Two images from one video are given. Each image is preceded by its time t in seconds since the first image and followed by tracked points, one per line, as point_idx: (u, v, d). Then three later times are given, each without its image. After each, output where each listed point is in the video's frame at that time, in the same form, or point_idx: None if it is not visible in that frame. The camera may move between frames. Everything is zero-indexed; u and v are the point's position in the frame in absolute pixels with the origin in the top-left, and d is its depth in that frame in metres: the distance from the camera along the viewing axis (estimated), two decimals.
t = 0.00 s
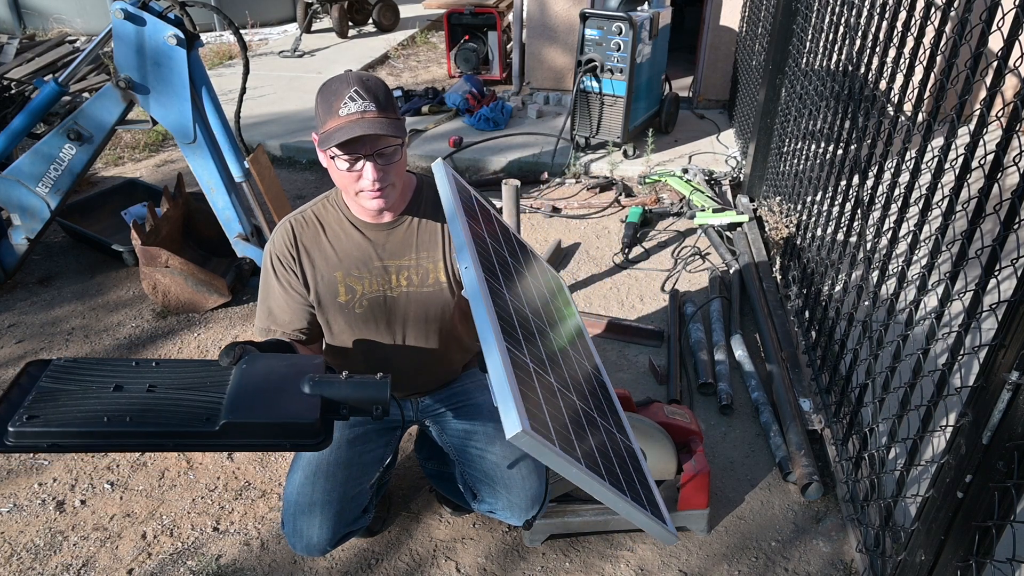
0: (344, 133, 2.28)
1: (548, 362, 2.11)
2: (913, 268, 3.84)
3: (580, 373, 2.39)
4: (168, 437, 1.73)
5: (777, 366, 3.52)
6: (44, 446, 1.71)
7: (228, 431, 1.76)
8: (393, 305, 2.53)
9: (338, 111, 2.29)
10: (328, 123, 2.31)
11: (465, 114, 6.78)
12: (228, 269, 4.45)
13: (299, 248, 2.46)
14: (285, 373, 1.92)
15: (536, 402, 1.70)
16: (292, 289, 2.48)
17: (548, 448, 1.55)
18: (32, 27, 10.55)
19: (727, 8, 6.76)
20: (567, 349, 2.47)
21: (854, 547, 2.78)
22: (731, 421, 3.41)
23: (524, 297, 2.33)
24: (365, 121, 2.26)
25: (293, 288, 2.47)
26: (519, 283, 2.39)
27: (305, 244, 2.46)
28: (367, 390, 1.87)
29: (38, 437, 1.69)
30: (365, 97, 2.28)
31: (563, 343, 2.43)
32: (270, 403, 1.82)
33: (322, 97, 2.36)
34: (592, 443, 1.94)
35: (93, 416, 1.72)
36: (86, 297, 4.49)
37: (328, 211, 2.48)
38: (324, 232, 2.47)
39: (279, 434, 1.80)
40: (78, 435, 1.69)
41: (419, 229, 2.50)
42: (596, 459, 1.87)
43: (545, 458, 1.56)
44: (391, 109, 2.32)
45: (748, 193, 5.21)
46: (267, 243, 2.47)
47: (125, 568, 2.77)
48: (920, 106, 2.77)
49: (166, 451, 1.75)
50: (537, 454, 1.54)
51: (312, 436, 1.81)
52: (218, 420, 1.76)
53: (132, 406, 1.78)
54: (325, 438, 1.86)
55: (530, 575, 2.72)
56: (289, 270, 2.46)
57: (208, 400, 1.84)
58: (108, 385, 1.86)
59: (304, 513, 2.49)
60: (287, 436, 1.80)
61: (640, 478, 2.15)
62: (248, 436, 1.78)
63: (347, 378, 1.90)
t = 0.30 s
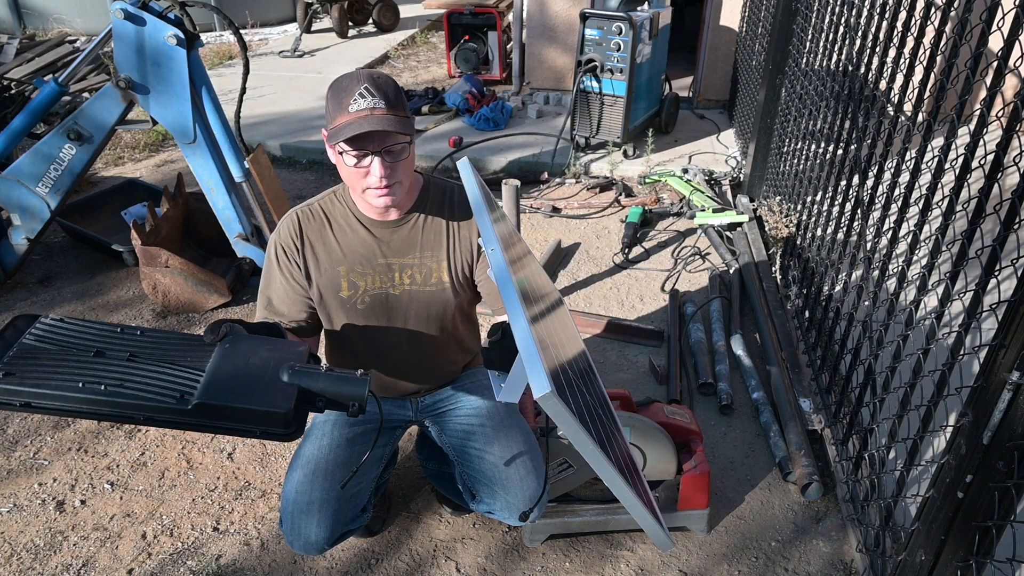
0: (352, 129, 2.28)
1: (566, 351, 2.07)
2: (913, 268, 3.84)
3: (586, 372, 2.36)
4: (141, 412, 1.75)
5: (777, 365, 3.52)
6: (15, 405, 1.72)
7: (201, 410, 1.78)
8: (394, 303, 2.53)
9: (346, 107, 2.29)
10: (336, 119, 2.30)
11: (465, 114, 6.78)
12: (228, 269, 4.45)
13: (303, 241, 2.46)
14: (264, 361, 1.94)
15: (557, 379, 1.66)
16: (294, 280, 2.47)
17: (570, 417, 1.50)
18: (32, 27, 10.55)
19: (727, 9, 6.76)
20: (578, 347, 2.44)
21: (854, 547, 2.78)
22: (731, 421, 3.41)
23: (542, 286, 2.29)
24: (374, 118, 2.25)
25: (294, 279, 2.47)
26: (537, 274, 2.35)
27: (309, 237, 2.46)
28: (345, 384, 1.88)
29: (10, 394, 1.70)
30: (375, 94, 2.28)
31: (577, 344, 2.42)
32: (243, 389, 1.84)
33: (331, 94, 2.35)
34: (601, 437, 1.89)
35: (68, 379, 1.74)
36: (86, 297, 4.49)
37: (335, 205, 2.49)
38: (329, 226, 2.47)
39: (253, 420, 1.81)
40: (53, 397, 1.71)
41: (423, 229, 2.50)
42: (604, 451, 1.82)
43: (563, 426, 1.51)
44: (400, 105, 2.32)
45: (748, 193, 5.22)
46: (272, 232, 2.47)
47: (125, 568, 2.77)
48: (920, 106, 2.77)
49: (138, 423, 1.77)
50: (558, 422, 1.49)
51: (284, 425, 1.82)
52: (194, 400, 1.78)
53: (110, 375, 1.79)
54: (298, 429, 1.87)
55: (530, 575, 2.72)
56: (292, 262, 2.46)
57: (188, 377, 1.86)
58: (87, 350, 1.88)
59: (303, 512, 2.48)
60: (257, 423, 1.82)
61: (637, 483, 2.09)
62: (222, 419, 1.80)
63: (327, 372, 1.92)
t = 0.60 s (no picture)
0: (352, 117, 2.27)
1: (558, 354, 2.08)
2: (913, 268, 3.84)
3: (580, 375, 2.37)
4: (136, 388, 1.72)
5: (777, 366, 3.52)
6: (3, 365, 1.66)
7: (196, 393, 1.76)
8: (396, 302, 2.53)
9: (346, 96, 2.29)
10: (337, 110, 2.31)
11: (465, 114, 6.78)
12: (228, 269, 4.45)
13: (308, 236, 2.46)
14: (262, 353, 1.94)
15: (552, 378, 1.67)
16: (298, 273, 2.48)
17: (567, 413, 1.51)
18: (32, 27, 10.55)
19: (727, 9, 6.76)
20: (571, 351, 2.46)
21: (854, 547, 2.78)
22: (731, 421, 3.41)
23: (534, 292, 2.30)
24: (373, 105, 2.25)
25: (298, 272, 2.47)
26: (529, 279, 2.36)
27: (313, 232, 2.47)
28: (341, 385, 1.88)
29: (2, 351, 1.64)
30: (374, 82, 2.28)
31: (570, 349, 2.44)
32: (241, 377, 1.83)
33: (332, 88, 2.36)
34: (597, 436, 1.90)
35: (64, 346, 1.71)
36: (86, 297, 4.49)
37: (341, 202, 2.49)
38: (335, 222, 2.48)
39: (246, 411, 1.80)
40: (47, 360, 1.66)
41: (425, 228, 2.50)
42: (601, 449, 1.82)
43: (561, 423, 1.52)
44: (400, 91, 2.32)
45: (748, 193, 5.22)
46: (278, 225, 2.47)
47: (125, 568, 2.77)
48: (920, 106, 2.77)
49: (129, 399, 1.73)
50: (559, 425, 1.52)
51: (274, 420, 1.82)
52: (190, 381, 1.76)
53: (108, 349, 1.76)
54: (288, 425, 1.86)
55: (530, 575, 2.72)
56: (296, 257, 2.46)
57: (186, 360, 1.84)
58: (85, 322, 1.86)
59: (299, 506, 2.48)
60: (250, 414, 1.81)
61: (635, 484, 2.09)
62: (214, 405, 1.79)
63: (324, 371, 1.92)
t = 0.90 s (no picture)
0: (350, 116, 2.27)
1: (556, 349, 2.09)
2: (913, 267, 3.85)
3: (580, 374, 2.36)
4: (132, 370, 1.72)
5: (777, 366, 3.52)
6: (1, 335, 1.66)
7: (192, 379, 1.76)
8: (397, 301, 2.53)
9: (345, 94, 2.29)
10: (336, 108, 2.31)
11: (465, 114, 6.78)
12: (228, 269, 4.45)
13: (309, 235, 2.46)
14: (259, 348, 1.93)
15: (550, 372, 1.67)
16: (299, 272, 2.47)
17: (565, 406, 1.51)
18: (32, 27, 10.55)
19: (727, 9, 6.76)
20: (569, 348, 2.47)
21: (854, 547, 2.78)
22: (731, 421, 3.41)
23: (531, 291, 2.30)
24: (371, 103, 2.25)
25: (299, 270, 2.46)
26: (528, 279, 2.37)
27: (315, 231, 2.47)
28: (337, 384, 1.86)
29: None
30: (372, 81, 2.28)
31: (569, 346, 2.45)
32: (237, 369, 1.83)
33: (331, 87, 2.37)
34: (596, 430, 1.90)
35: (62, 322, 1.71)
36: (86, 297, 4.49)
37: (342, 201, 2.49)
38: (336, 222, 2.48)
39: (243, 403, 1.81)
40: (45, 335, 1.66)
41: (425, 228, 2.50)
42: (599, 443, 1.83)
43: (560, 416, 1.52)
44: (398, 90, 2.31)
45: (748, 193, 5.22)
46: (279, 224, 2.48)
47: (125, 568, 2.77)
48: (920, 106, 2.77)
49: (124, 380, 1.73)
50: (560, 421, 1.52)
51: (269, 414, 1.83)
52: (187, 368, 1.76)
53: (106, 328, 1.76)
54: (283, 419, 1.87)
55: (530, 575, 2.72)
56: (298, 256, 2.46)
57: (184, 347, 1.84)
58: (84, 299, 1.86)
59: (300, 507, 2.48)
60: (246, 407, 1.82)
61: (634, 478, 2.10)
62: (209, 395, 1.80)
63: (322, 368, 1.90)
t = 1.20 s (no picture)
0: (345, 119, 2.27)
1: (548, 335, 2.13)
2: (913, 268, 3.85)
3: (578, 365, 2.40)
4: (134, 375, 1.72)
5: (777, 366, 3.52)
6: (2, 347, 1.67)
7: (195, 382, 1.76)
8: (397, 301, 2.53)
9: (338, 97, 2.28)
10: (330, 111, 2.31)
11: (465, 114, 6.78)
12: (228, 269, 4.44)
13: (310, 236, 2.46)
14: (260, 347, 1.94)
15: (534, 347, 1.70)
16: (299, 272, 2.46)
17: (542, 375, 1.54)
18: (32, 27, 10.55)
19: (727, 9, 6.76)
20: (569, 341, 2.51)
21: (854, 547, 2.78)
22: (731, 421, 3.41)
23: (531, 288, 2.33)
24: (364, 105, 2.24)
25: (299, 271, 2.46)
26: (529, 281, 2.38)
27: (315, 232, 2.47)
28: (339, 379, 1.86)
29: None
30: (365, 82, 2.27)
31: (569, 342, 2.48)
32: (241, 369, 1.84)
33: (325, 89, 2.36)
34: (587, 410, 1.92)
35: (62, 331, 1.71)
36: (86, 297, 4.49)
37: (341, 202, 2.49)
38: (335, 222, 2.48)
39: (246, 401, 1.81)
40: (45, 344, 1.66)
41: (425, 227, 2.50)
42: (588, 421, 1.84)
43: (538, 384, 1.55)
44: (392, 90, 2.30)
45: (748, 193, 5.22)
46: (278, 226, 2.48)
47: (125, 568, 2.77)
48: (920, 106, 2.77)
49: (127, 386, 1.73)
50: (536, 386, 1.55)
51: (274, 412, 1.83)
52: (189, 370, 1.77)
53: (106, 335, 1.77)
54: (288, 417, 1.86)
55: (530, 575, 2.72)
56: (298, 256, 2.46)
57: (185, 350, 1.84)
58: (83, 308, 1.86)
59: (300, 508, 2.48)
60: (251, 406, 1.81)
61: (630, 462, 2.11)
62: (212, 395, 1.79)
63: (323, 364, 1.89)
